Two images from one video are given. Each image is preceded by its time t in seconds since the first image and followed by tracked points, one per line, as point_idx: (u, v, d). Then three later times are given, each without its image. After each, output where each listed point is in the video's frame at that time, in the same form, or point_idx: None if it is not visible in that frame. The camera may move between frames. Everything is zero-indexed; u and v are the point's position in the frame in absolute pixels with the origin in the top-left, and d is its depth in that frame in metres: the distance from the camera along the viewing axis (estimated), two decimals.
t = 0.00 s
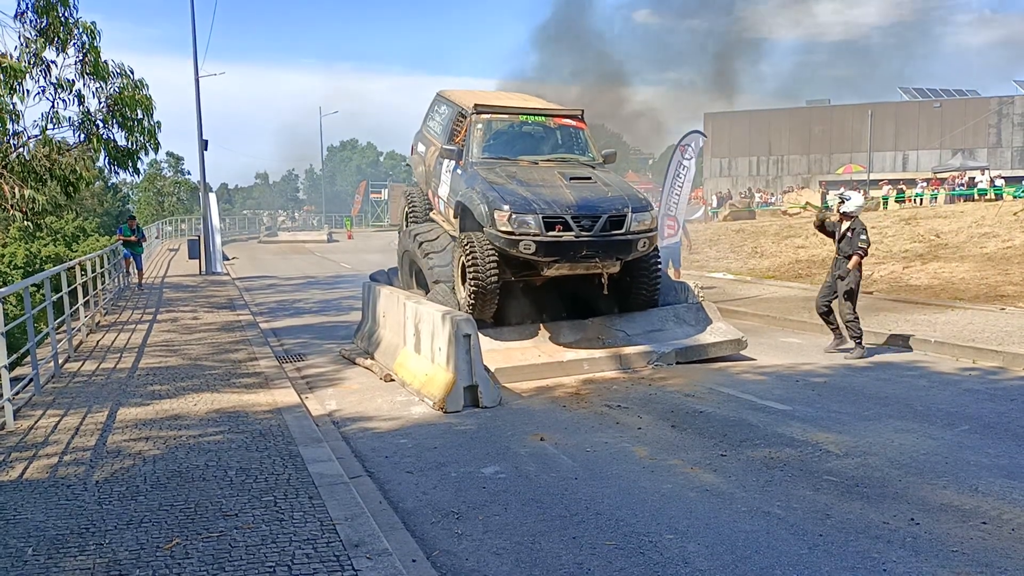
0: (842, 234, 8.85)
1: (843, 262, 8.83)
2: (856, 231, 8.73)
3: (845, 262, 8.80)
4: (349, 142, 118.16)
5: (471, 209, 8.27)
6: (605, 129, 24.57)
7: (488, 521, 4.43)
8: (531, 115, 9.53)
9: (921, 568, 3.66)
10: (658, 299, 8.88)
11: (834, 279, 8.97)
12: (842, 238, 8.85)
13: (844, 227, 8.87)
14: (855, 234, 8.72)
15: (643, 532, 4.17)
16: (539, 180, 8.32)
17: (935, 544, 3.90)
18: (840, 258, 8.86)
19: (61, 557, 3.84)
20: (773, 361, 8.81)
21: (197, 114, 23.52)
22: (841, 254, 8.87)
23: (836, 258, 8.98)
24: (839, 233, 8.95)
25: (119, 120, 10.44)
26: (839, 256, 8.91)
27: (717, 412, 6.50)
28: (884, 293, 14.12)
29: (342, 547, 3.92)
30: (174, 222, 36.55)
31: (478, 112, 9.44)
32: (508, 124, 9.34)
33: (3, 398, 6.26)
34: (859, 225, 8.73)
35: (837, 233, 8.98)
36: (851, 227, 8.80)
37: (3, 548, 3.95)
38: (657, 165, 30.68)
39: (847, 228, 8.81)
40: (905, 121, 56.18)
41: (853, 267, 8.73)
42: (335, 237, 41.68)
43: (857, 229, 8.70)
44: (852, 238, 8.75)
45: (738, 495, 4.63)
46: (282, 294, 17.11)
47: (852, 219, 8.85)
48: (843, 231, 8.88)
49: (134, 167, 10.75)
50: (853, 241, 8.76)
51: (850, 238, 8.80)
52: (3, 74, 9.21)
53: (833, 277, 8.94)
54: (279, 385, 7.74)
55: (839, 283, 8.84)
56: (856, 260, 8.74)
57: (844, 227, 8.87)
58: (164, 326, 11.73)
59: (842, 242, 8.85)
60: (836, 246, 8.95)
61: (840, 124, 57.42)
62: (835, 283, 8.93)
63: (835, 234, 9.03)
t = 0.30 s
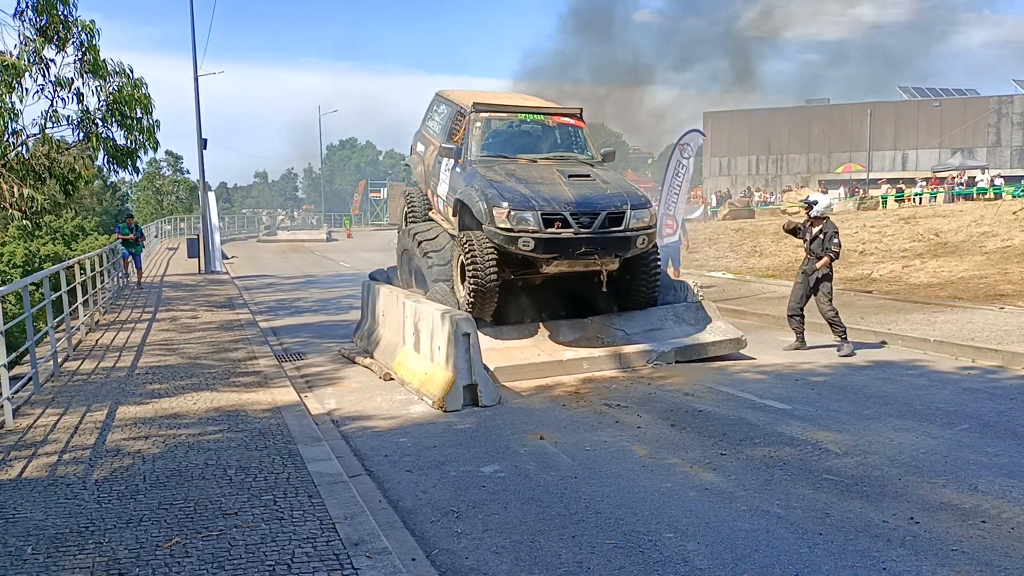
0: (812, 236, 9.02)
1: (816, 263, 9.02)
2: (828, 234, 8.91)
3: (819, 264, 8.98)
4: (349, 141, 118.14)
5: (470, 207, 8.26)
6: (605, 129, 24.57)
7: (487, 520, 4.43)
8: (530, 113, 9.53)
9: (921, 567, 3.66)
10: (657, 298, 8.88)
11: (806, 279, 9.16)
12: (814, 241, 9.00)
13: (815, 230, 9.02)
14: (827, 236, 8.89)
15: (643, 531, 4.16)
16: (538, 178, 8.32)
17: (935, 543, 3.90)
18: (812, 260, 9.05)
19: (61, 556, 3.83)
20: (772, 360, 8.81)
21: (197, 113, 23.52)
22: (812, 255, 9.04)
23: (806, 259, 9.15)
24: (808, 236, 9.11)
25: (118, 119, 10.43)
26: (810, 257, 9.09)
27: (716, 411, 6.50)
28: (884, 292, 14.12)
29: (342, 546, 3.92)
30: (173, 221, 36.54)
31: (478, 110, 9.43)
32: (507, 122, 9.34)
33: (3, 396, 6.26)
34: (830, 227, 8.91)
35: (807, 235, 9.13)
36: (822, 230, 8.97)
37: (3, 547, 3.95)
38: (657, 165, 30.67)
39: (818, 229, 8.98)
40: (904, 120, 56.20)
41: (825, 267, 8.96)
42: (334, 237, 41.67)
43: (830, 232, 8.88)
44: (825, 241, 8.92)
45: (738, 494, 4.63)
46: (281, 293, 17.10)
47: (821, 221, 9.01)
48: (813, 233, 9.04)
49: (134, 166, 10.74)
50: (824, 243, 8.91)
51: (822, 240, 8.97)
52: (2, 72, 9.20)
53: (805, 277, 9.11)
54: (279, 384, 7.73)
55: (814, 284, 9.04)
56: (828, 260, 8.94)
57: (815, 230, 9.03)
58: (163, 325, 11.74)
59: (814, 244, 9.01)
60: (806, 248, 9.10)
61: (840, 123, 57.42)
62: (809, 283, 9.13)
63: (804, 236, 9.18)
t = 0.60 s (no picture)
0: (806, 235, 9.05)
1: (812, 261, 9.01)
2: (822, 230, 8.96)
3: (816, 261, 8.98)
4: (349, 139, 118.39)
5: (471, 206, 8.26)
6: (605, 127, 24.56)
7: (488, 519, 4.43)
8: (531, 112, 9.52)
9: (923, 566, 3.65)
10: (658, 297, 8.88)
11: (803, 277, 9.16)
12: (808, 238, 9.04)
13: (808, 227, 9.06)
14: (822, 232, 8.95)
15: (644, 530, 4.16)
16: (538, 177, 8.31)
17: (935, 542, 3.90)
18: (807, 258, 9.05)
19: (62, 555, 3.83)
20: (773, 359, 8.81)
21: (197, 112, 23.53)
22: (807, 253, 9.06)
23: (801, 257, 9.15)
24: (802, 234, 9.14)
25: (119, 117, 10.43)
26: (804, 255, 9.09)
27: (717, 410, 6.49)
28: (885, 291, 14.11)
29: (342, 544, 3.92)
30: (173, 220, 36.56)
31: (478, 109, 9.42)
32: (508, 122, 9.34)
33: (3, 395, 6.26)
34: (824, 223, 8.96)
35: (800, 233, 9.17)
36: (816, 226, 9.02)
37: (4, 545, 3.95)
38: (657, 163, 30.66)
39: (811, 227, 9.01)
40: (905, 119, 56.18)
41: (823, 265, 8.93)
42: (335, 235, 41.68)
43: (824, 228, 8.92)
44: (819, 237, 8.96)
45: (739, 493, 4.63)
46: (281, 292, 17.10)
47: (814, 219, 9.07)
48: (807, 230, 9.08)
49: (134, 165, 10.74)
50: (820, 240, 8.94)
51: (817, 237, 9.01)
52: (3, 71, 9.20)
53: (801, 276, 9.10)
54: (279, 382, 7.73)
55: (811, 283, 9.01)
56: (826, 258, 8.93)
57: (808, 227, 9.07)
58: (164, 324, 11.74)
59: (809, 242, 9.03)
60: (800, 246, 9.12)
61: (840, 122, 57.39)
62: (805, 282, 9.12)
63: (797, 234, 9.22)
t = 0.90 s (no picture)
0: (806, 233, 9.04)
1: (811, 259, 9.01)
2: (822, 229, 8.94)
3: (816, 260, 8.98)
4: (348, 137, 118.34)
5: (471, 204, 8.26)
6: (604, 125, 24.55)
7: (488, 517, 4.43)
8: (530, 110, 9.52)
9: (921, 563, 3.66)
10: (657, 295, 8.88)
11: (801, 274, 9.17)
12: (808, 236, 9.01)
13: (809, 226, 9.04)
14: (822, 231, 8.92)
15: (643, 528, 4.16)
16: (538, 175, 8.31)
17: (934, 539, 3.90)
18: (807, 256, 9.04)
19: (61, 553, 3.83)
20: (772, 357, 8.81)
21: (196, 110, 23.51)
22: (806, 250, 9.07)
23: (799, 255, 9.15)
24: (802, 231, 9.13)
25: (117, 115, 10.42)
26: (804, 252, 9.09)
27: (716, 407, 6.50)
28: (884, 288, 14.11)
29: (341, 542, 3.92)
30: (173, 218, 36.56)
31: (478, 107, 9.40)
32: (507, 119, 9.33)
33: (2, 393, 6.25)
34: (825, 222, 8.94)
35: (800, 230, 9.16)
36: (816, 225, 9.00)
37: (3, 543, 3.95)
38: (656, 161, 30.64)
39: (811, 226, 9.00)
40: (904, 116, 56.19)
41: (822, 264, 8.94)
42: (334, 234, 41.69)
43: (824, 227, 8.90)
44: (820, 236, 8.94)
45: (738, 490, 4.63)
46: (281, 290, 17.10)
47: (814, 217, 9.05)
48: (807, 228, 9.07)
49: (133, 163, 10.73)
50: (820, 239, 8.94)
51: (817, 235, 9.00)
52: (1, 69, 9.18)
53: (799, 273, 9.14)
54: (279, 380, 7.73)
55: (811, 281, 9.02)
56: (825, 256, 8.94)
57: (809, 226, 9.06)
58: (164, 322, 11.74)
59: (808, 240, 9.02)
60: (799, 244, 9.11)
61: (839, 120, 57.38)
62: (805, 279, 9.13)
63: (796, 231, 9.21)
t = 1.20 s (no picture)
0: (805, 232, 9.01)
1: (809, 257, 9.00)
2: (822, 228, 8.94)
3: (815, 258, 8.97)
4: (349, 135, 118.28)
5: (472, 203, 8.26)
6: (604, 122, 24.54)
7: (488, 513, 4.43)
8: (531, 108, 9.51)
9: (922, 560, 3.66)
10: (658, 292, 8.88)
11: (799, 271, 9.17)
12: (808, 235, 8.99)
13: (807, 224, 9.03)
14: (823, 230, 8.92)
15: (643, 524, 4.16)
16: (540, 173, 8.31)
17: (935, 535, 3.90)
18: (804, 254, 9.02)
19: (62, 550, 3.84)
20: (773, 354, 8.81)
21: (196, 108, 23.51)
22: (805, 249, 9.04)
23: (796, 252, 9.13)
24: (799, 230, 9.11)
25: (117, 112, 10.41)
26: (801, 250, 9.07)
27: (716, 404, 6.50)
28: (885, 285, 14.11)
29: (342, 538, 3.93)
30: (174, 215, 36.58)
31: (479, 105, 9.39)
32: (508, 117, 9.32)
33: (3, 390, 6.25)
34: (824, 221, 8.95)
35: (796, 229, 9.14)
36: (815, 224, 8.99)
37: (4, 540, 3.95)
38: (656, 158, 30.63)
39: (811, 225, 8.98)
40: (905, 113, 56.15)
41: (822, 261, 8.95)
42: (335, 231, 41.70)
43: (825, 226, 8.89)
44: (820, 234, 8.94)
45: (738, 487, 4.63)
46: (282, 287, 17.10)
47: (812, 216, 9.06)
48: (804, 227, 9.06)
49: (133, 160, 10.73)
50: (820, 238, 8.93)
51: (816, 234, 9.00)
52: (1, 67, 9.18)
53: (798, 270, 9.12)
54: (279, 377, 7.73)
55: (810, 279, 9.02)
56: (825, 254, 8.96)
57: (807, 225, 9.04)
58: (164, 319, 11.74)
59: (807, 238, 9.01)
60: (796, 243, 9.08)
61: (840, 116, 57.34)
62: (803, 276, 9.14)
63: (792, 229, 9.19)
